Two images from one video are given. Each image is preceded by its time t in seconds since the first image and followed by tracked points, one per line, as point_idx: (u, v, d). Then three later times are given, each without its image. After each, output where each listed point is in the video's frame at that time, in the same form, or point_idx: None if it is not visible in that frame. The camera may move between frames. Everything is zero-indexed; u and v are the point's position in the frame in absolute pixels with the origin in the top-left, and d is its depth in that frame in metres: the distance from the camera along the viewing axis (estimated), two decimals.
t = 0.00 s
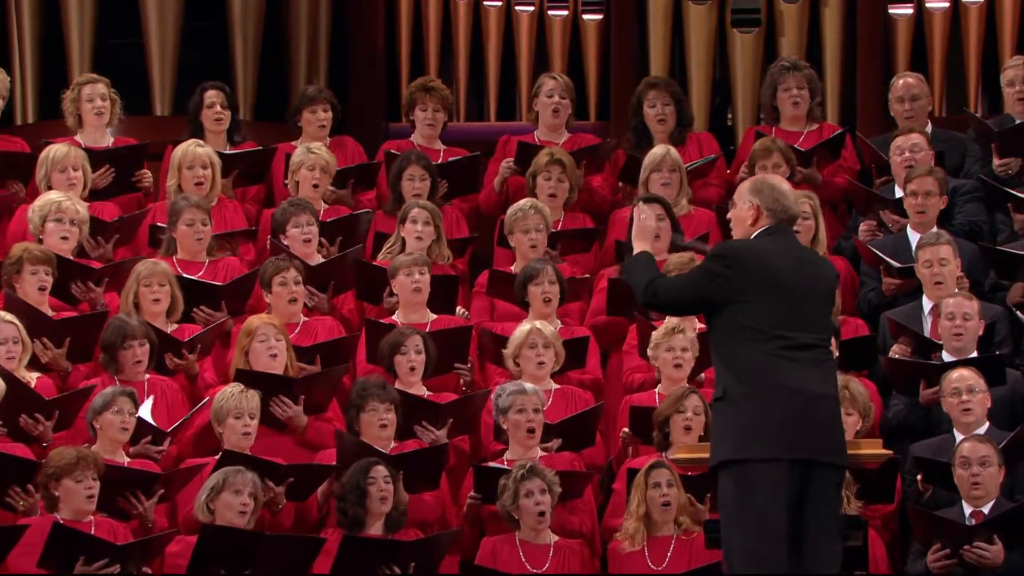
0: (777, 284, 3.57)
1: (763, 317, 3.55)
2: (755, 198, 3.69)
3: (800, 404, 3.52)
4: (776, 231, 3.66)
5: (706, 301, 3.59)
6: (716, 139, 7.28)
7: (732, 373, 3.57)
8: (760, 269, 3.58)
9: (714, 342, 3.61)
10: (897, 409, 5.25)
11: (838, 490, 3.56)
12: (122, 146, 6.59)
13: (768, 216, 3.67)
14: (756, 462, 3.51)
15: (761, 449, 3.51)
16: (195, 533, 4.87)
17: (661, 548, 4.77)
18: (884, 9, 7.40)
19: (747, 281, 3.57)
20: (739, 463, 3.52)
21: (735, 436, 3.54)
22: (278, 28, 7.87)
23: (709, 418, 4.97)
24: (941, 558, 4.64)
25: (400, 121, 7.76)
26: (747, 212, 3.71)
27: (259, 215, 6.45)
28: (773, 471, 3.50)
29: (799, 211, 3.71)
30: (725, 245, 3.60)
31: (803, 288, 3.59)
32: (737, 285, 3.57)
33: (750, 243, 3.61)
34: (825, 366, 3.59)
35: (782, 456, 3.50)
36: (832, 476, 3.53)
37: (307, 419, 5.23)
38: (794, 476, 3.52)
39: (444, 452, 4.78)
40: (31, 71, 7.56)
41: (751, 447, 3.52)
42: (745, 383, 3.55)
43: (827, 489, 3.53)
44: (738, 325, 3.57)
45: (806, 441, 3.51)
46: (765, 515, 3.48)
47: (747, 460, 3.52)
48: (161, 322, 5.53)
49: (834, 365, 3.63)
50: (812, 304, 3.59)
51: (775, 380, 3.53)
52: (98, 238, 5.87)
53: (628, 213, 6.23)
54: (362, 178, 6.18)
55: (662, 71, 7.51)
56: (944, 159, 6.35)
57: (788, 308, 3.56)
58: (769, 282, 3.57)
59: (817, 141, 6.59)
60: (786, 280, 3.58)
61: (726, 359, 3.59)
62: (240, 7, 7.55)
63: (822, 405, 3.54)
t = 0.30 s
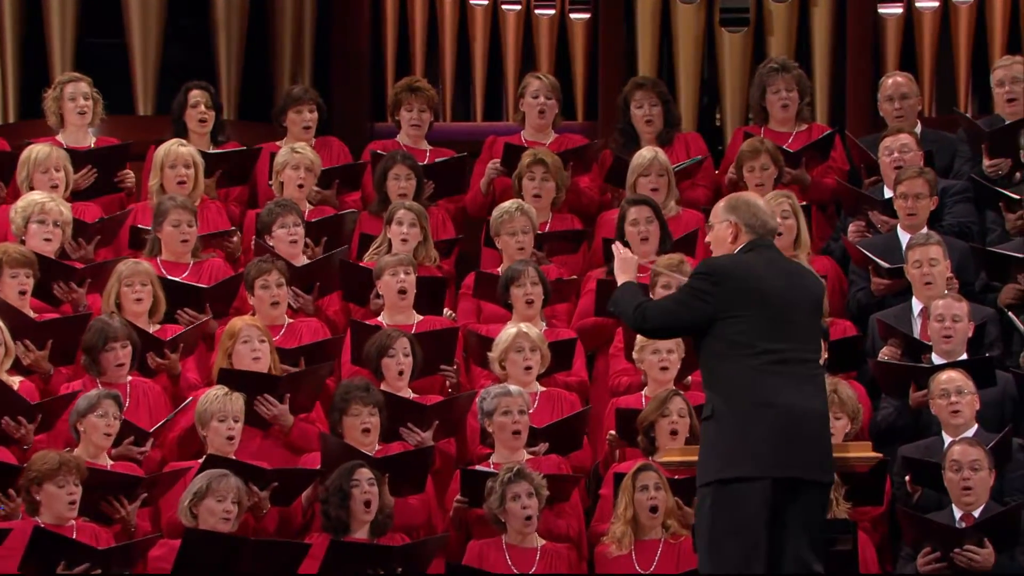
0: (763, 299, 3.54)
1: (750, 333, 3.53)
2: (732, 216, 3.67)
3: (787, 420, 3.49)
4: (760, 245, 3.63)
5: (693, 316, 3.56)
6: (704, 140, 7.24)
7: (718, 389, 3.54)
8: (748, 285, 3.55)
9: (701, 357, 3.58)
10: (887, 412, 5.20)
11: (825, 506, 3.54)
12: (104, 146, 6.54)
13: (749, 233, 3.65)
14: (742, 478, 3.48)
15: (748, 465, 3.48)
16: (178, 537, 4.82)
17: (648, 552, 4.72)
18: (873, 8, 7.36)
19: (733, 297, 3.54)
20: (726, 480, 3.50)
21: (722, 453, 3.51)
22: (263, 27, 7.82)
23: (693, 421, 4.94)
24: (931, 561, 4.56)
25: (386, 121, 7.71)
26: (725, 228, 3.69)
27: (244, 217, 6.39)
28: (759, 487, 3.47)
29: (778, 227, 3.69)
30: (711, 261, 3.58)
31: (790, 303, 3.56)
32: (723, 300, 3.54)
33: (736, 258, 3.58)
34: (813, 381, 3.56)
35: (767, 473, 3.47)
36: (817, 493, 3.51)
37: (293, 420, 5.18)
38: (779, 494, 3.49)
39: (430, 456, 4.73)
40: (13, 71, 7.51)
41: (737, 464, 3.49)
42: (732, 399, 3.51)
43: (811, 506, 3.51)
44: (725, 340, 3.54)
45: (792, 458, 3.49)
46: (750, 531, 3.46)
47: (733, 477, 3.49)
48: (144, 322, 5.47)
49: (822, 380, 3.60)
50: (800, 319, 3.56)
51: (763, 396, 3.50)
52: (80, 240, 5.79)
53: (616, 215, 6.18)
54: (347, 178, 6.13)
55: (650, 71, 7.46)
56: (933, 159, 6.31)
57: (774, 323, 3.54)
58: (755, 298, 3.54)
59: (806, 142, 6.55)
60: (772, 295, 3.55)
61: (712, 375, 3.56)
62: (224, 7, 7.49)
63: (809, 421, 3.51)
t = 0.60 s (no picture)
0: (748, 282, 3.51)
1: (735, 317, 3.49)
2: (718, 201, 3.64)
3: (775, 404, 3.45)
4: (745, 230, 3.60)
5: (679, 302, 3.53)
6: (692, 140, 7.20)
7: (704, 374, 3.50)
8: (733, 269, 3.52)
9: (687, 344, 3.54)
10: (875, 414, 5.16)
11: (815, 492, 3.50)
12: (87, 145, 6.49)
13: (734, 217, 3.63)
14: (729, 464, 3.44)
15: (735, 450, 3.44)
16: (160, 540, 4.76)
17: (635, 556, 4.68)
18: (862, 8, 7.32)
19: (718, 281, 3.51)
20: (713, 465, 3.45)
21: (709, 438, 3.47)
22: (246, 26, 7.76)
23: (678, 421, 4.90)
24: (920, 564, 4.54)
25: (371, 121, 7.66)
26: (713, 214, 3.66)
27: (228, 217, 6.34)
28: (746, 472, 3.43)
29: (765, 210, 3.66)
30: (694, 246, 3.55)
31: (775, 286, 3.53)
32: (707, 284, 3.51)
33: (721, 242, 3.55)
34: (801, 365, 3.52)
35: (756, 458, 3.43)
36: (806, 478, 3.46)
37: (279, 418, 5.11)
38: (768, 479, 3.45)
39: (415, 458, 4.68)
40: None
41: (725, 449, 3.45)
42: (718, 384, 3.47)
43: (802, 491, 3.47)
44: (711, 325, 3.50)
45: (781, 442, 3.44)
46: (739, 517, 3.41)
47: (722, 463, 3.44)
48: (126, 322, 5.42)
49: (809, 364, 3.56)
50: (785, 302, 3.53)
51: (750, 380, 3.46)
52: (61, 239, 5.77)
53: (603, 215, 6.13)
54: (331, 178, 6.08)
55: (637, 71, 7.42)
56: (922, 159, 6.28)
57: (759, 306, 3.50)
58: (740, 282, 3.51)
59: (794, 142, 6.51)
60: (757, 279, 3.52)
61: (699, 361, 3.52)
62: (207, 6, 7.43)
63: (797, 404, 3.47)
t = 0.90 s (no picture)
0: (739, 293, 3.47)
1: (726, 328, 3.44)
2: (704, 213, 3.60)
3: (767, 415, 3.40)
4: (734, 241, 3.56)
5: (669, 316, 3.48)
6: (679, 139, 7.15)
7: (697, 387, 3.45)
8: (722, 280, 3.47)
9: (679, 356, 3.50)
10: (863, 416, 5.12)
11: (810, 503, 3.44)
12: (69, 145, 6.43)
13: (722, 230, 3.59)
14: (721, 477, 3.39)
15: (729, 463, 3.39)
16: (142, 543, 4.70)
17: (623, 559, 4.62)
18: (852, 6, 7.28)
19: (709, 293, 3.46)
20: (707, 479, 3.41)
21: (703, 452, 3.42)
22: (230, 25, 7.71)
23: (664, 423, 4.85)
24: (909, 567, 4.49)
25: (356, 120, 7.60)
26: (701, 226, 3.63)
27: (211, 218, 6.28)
28: (739, 485, 3.38)
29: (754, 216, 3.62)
30: (684, 259, 3.51)
31: (767, 296, 3.48)
32: (697, 296, 3.47)
33: (711, 254, 3.51)
34: (796, 375, 3.47)
35: (748, 470, 3.38)
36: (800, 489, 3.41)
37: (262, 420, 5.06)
38: (761, 490, 3.40)
39: (400, 461, 4.62)
40: None
41: (717, 461, 3.40)
42: (710, 396, 3.43)
43: (795, 503, 3.41)
44: (702, 338, 3.46)
45: (774, 453, 3.39)
46: (732, 530, 3.37)
47: (714, 475, 3.40)
48: (108, 323, 5.37)
49: (805, 374, 3.50)
50: (778, 312, 3.48)
51: (742, 391, 3.41)
52: (43, 237, 5.71)
53: (590, 216, 6.08)
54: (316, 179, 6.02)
55: (623, 70, 7.38)
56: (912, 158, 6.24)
57: (752, 317, 3.45)
58: (731, 292, 3.46)
59: (783, 141, 6.47)
60: (749, 290, 3.47)
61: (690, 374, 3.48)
62: (190, 4, 7.37)
63: (790, 415, 3.42)
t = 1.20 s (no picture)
0: (729, 298, 3.45)
1: (716, 334, 3.43)
2: (693, 231, 3.62)
3: (760, 419, 3.39)
4: (724, 249, 3.55)
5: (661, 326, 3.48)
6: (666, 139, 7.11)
7: (689, 394, 3.44)
8: (712, 286, 3.46)
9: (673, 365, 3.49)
10: (851, 417, 5.08)
11: (807, 506, 3.41)
12: (52, 144, 6.39)
13: (710, 243, 3.59)
14: (714, 482, 3.37)
15: (721, 467, 3.37)
16: (125, 546, 4.65)
17: (609, 563, 4.58)
18: (840, 5, 7.25)
19: (699, 299, 3.45)
20: (701, 484, 3.39)
21: (696, 458, 3.41)
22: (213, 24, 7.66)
23: (649, 425, 4.79)
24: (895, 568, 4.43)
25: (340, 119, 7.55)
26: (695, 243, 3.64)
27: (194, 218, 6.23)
28: (732, 489, 3.36)
29: (742, 225, 3.61)
30: (672, 268, 3.50)
31: (758, 301, 3.46)
32: (685, 304, 3.45)
33: (701, 262, 3.50)
34: (791, 379, 3.44)
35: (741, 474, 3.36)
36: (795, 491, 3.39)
37: (246, 423, 5.02)
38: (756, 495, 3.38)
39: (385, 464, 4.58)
40: None
41: (710, 467, 3.38)
42: (702, 403, 3.41)
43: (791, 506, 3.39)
44: (694, 345, 3.45)
45: (767, 457, 3.37)
46: (725, 535, 3.35)
47: (706, 481, 3.38)
48: (90, 325, 5.30)
49: (801, 376, 3.48)
50: (770, 316, 3.46)
51: (734, 396, 3.39)
52: (24, 238, 5.65)
53: (576, 217, 6.01)
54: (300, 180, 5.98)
55: (610, 69, 7.34)
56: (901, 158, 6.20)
57: (741, 322, 3.44)
58: (719, 299, 3.45)
59: (771, 142, 6.43)
60: (737, 295, 3.45)
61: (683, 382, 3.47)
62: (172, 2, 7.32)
63: (784, 418, 3.40)
